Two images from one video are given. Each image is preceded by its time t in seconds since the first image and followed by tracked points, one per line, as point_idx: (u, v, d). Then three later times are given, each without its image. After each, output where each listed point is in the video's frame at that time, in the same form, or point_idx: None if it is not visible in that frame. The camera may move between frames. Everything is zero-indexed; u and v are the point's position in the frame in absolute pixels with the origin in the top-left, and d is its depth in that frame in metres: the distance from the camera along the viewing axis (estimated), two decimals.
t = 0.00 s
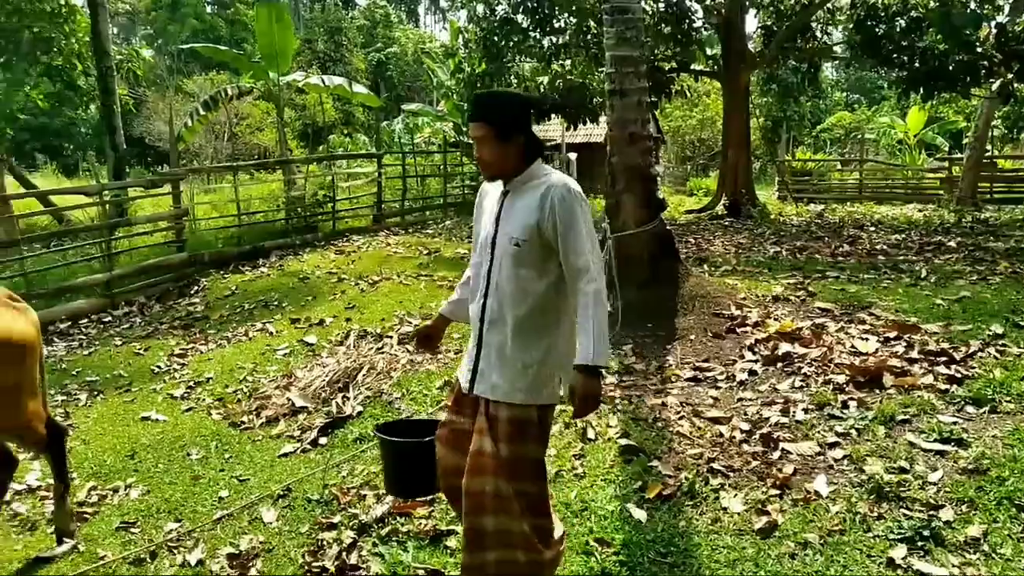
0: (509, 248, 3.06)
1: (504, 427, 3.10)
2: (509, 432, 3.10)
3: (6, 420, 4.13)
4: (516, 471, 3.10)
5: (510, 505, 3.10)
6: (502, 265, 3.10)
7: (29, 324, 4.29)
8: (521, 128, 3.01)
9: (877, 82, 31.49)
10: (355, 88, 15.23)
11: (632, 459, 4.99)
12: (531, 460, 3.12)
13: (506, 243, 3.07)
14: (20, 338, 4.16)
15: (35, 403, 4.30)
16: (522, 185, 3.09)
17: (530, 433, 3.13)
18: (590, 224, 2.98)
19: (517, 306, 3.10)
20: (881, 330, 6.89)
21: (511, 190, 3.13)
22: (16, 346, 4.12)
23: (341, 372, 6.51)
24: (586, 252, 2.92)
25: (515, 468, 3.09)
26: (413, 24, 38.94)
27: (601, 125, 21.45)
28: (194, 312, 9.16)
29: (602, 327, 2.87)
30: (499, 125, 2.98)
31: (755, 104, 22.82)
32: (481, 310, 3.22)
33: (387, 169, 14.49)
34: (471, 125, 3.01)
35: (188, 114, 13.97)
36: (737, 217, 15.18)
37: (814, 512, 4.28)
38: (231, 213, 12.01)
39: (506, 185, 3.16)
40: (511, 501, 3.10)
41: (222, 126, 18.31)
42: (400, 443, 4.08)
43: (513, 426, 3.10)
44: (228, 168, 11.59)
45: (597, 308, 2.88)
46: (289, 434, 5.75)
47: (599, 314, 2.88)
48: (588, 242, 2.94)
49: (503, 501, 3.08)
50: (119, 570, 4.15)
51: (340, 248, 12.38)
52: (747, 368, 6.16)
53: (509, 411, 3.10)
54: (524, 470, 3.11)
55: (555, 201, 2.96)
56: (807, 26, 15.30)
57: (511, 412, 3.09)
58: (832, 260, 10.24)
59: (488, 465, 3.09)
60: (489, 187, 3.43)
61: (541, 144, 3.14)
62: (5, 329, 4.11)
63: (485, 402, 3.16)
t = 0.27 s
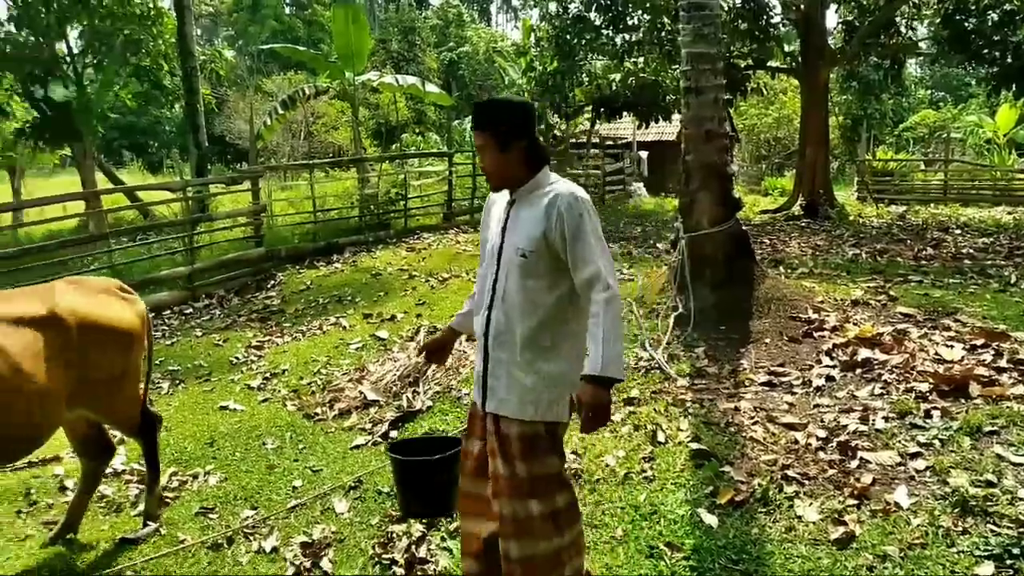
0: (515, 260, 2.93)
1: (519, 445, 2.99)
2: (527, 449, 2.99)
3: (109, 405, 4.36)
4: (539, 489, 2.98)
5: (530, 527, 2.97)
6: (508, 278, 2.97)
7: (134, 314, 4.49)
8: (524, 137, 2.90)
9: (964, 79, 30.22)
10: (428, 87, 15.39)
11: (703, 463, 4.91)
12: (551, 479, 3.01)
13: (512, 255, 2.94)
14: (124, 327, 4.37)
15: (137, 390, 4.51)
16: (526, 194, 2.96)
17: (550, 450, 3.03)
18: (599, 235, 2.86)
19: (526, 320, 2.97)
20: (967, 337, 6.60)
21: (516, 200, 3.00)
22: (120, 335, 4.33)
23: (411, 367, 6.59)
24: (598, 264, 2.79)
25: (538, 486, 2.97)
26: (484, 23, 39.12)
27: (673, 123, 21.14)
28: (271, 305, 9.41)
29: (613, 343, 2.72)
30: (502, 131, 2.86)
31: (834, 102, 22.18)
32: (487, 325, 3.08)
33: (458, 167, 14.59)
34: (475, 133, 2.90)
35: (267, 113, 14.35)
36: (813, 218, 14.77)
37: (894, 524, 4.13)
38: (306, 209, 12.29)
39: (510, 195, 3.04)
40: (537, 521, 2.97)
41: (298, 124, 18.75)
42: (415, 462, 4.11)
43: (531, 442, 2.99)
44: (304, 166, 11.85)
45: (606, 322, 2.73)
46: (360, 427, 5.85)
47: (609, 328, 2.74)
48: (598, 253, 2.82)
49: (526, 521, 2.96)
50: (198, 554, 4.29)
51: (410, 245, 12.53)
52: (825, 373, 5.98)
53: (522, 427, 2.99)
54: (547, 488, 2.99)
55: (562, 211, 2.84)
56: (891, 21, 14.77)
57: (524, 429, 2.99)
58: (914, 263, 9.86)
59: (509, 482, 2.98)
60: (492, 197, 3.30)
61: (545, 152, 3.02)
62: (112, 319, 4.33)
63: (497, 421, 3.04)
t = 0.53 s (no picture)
0: (524, 270, 2.97)
1: (502, 452, 2.99)
2: (506, 459, 2.99)
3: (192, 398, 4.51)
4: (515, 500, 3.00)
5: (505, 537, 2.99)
6: (516, 287, 3.01)
7: (221, 310, 4.61)
8: (528, 145, 2.97)
9: None
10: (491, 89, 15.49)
11: (769, 470, 4.82)
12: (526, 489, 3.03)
13: (521, 265, 2.98)
14: (208, 323, 4.48)
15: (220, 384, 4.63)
16: (535, 206, 3.01)
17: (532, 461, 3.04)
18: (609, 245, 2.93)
19: (533, 330, 3.01)
20: None
21: (525, 211, 3.06)
22: (203, 331, 4.45)
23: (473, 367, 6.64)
24: (602, 273, 2.85)
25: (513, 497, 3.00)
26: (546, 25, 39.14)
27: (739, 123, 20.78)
28: (337, 305, 9.61)
29: (626, 354, 2.84)
30: (511, 144, 2.94)
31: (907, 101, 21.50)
32: (495, 335, 3.13)
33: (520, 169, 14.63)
34: (479, 145, 3.00)
35: (333, 116, 14.63)
36: (884, 220, 14.33)
37: (969, 537, 3.99)
38: (371, 211, 12.48)
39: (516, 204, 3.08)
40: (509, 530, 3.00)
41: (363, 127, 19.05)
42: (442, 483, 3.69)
43: (512, 452, 3.00)
44: (370, 168, 12.01)
45: (619, 335, 2.85)
46: (423, 425, 5.93)
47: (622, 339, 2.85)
48: (607, 264, 2.89)
49: (489, 528, 2.97)
50: (266, 546, 4.41)
51: (472, 246, 12.62)
52: (897, 381, 5.80)
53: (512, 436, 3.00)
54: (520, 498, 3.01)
55: (571, 222, 2.88)
56: (969, 16, 14.24)
57: (512, 439, 3.00)
58: (993, 268, 9.49)
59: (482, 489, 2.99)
60: (504, 209, 3.34)
61: (551, 161, 3.09)
62: (198, 314, 4.45)
63: (485, 425, 3.07)
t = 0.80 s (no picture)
0: (531, 271, 2.87)
1: (522, 457, 2.93)
2: (526, 466, 2.91)
3: (263, 386, 4.64)
4: (529, 509, 2.91)
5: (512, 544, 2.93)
6: (525, 288, 2.91)
7: (294, 302, 4.75)
8: (528, 143, 2.87)
9: None
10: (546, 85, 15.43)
11: (829, 473, 4.70)
12: (546, 504, 2.92)
13: (528, 264, 2.87)
14: (281, 313, 4.62)
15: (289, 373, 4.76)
16: (539, 203, 2.89)
17: (555, 476, 2.93)
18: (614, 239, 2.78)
19: (547, 331, 2.91)
20: None
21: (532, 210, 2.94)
22: (275, 321, 4.59)
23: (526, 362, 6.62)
24: (608, 269, 2.73)
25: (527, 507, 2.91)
26: (601, 19, 38.85)
27: (799, 118, 20.31)
28: (391, 299, 9.70)
29: (637, 354, 2.69)
30: (505, 142, 2.84)
31: (978, 94, 20.73)
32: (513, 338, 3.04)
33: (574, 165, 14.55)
34: (479, 146, 2.92)
35: (390, 112, 14.75)
36: (952, 217, 13.84)
37: None
38: (425, 206, 12.57)
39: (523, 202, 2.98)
40: (516, 540, 2.92)
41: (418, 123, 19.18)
42: (450, 476, 3.72)
43: (533, 460, 2.91)
44: (425, 163, 12.08)
45: (628, 333, 2.71)
46: (475, 420, 5.94)
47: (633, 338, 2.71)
48: (612, 260, 2.75)
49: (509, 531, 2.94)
50: (322, 536, 4.47)
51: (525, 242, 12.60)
52: (965, 384, 5.60)
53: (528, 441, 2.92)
54: (536, 511, 2.91)
55: (571, 218, 2.76)
56: None
57: (531, 445, 2.91)
58: None
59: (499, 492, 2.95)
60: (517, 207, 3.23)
61: (556, 157, 2.97)
62: (273, 307, 4.60)
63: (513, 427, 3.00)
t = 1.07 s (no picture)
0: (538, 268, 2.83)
1: (540, 451, 2.85)
2: (546, 459, 2.83)
3: (315, 366, 4.71)
4: (556, 503, 2.83)
5: (543, 542, 2.83)
6: (536, 285, 2.90)
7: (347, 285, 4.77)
8: (522, 138, 2.76)
9: None
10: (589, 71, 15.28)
11: (880, 467, 4.61)
12: (570, 498, 2.84)
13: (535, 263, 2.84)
14: (335, 296, 4.66)
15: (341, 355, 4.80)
16: (539, 199, 2.83)
17: (577, 467, 2.84)
18: (613, 229, 2.68)
19: (562, 327, 2.88)
20: None
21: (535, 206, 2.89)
22: (328, 302, 4.64)
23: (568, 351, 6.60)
24: (608, 262, 2.65)
25: (552, 501, 2.82)
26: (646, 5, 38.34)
27: (849, 104, 19.84)
28: (434, 286, 9.74)
29: (636, 348, 2.59)
30: (499, 138, 2.75)
31: None
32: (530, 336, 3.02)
33: (618, 152, 14.42)
34: (474, 142, 2.83)
35: (433, 101, 14.75)
36: (1009, 206, 13.41)
37: None
38: (468, 194, 12.57)
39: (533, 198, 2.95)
40: (545, 537, 2.83)
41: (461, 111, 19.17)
42: (463, 463, 3.76)
43: (552, 452, 2.83)
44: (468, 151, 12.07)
45: (626, 327, 2.60)
46: (518, 408, 5.95)
47: (631, 333, 2.60)
48: (609, 252, 2.66)
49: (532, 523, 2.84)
50: (366, 521, 4.51)
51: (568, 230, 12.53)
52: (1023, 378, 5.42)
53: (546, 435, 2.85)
54: (563, 503, 2.83)
55: (567, 211, 2.69)
56: None
57: (549, 438, 2.84)
58: None
59: (522, 489, 2.88)
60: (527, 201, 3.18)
61: (555, 150, 2.86)
62: (329, 289, 4.66)
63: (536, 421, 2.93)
